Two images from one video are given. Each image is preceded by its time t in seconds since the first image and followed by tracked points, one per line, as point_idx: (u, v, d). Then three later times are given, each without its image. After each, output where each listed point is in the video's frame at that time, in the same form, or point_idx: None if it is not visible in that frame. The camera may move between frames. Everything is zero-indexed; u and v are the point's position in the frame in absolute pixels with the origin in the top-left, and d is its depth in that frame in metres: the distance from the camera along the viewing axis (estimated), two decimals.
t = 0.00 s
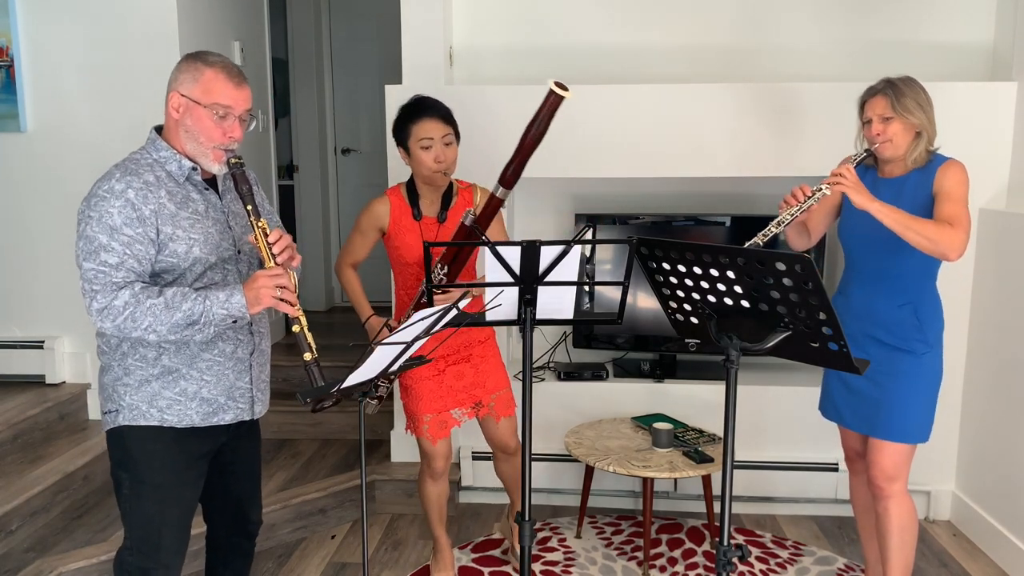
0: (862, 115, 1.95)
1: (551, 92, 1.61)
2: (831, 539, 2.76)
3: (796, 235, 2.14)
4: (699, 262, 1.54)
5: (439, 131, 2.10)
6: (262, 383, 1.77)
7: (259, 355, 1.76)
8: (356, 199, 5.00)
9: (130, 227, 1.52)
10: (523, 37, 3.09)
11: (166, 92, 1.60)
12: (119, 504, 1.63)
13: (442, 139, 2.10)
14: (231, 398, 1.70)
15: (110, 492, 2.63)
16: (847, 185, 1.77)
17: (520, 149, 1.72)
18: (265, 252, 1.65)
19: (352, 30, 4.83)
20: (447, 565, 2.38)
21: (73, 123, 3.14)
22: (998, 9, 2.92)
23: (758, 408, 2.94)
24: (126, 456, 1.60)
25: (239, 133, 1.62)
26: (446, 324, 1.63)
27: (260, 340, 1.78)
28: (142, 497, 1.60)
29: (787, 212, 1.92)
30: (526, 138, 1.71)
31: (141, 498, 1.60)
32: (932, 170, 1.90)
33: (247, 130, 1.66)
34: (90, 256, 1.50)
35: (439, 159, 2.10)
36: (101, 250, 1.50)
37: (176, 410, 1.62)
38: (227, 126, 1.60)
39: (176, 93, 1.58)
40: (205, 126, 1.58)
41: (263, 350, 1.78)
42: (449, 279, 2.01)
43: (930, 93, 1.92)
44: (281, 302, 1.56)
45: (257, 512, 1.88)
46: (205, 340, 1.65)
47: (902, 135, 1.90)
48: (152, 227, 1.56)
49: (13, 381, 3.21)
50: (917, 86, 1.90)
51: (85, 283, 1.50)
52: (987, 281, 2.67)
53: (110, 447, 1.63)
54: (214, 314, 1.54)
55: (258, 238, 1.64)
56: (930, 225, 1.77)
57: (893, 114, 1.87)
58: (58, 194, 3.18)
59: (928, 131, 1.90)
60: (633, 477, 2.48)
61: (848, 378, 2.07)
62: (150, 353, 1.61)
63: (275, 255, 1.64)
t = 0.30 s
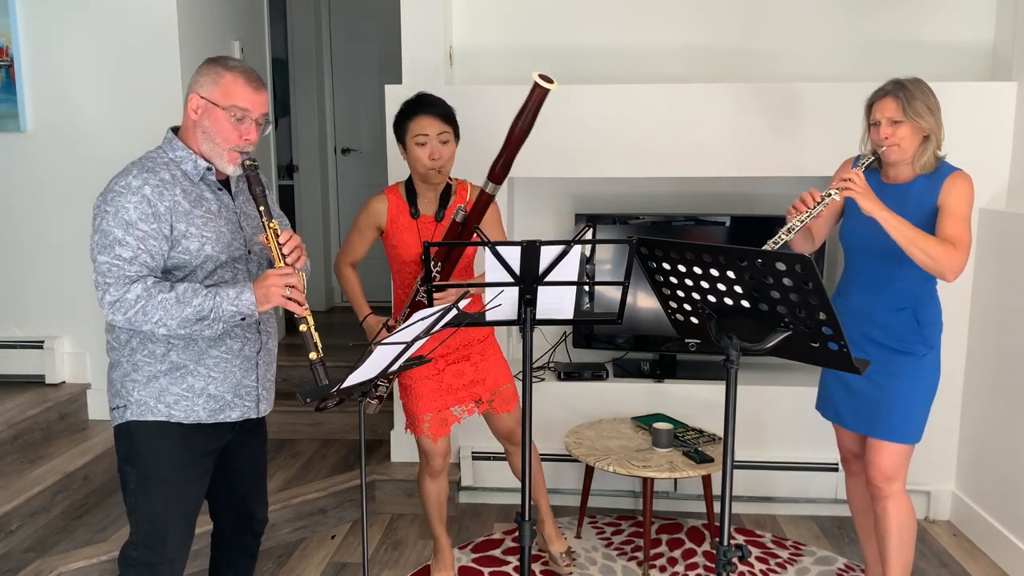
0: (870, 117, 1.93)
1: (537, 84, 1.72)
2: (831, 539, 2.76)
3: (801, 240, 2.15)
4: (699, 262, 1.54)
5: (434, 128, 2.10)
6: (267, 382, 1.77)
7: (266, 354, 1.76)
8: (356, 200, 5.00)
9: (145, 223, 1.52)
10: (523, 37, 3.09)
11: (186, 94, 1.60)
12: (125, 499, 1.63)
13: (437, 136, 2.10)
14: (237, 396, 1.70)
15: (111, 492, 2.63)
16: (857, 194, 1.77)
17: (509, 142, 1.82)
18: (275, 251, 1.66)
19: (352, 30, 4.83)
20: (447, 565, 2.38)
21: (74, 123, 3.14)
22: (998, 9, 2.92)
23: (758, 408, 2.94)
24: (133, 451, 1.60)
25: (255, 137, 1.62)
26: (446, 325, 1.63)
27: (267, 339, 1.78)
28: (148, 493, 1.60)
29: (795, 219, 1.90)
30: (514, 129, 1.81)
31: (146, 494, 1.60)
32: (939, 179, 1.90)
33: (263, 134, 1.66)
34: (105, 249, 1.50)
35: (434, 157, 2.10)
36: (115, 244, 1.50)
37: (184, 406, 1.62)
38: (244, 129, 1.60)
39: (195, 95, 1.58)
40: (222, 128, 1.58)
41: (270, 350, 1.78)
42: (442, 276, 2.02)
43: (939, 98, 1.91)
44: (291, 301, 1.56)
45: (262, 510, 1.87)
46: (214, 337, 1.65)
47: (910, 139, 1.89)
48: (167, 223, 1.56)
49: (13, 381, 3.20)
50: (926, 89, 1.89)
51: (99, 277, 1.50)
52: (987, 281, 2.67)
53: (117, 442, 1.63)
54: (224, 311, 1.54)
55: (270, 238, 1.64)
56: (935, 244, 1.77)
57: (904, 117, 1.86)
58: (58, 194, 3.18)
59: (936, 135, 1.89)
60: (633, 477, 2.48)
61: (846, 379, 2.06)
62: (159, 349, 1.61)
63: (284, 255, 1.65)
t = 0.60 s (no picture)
0: (871, 126, 1.92)
1: (576, 110, 1.74)
2: (831, 539, 2.76)
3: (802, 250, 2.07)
4: (699, 262, 1.54)
5: (456, 141, 2.12)
6: (263, 388, 1.77)
7: (262, 360, 1.77)
8: (356, 199, 5.00)
9: (140, 230, 1.52)
10: (523, 37, 3.09)
11: (187, 101, 1.60)
12: (125, 506, 1.62)
13: (457, 149, 2.12)
14: (233, 403, 1.70)
15: (111, 492, 2.63)
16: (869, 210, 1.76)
17: (540, 163, 1.84)
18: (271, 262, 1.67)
19: (352, 30, 4.83)
20: (447, 565, 2.38)
21: (74, 123, 3.14)
22: (998, 8, 2.92)
23: (758, 408, 2.94)
24: (131, 459, 1.60)
25: (254, 146, 1.62)
26: (446, 325, 1.63)
27: (263, 346, 1.78)
28: (148, 498, 1.60)
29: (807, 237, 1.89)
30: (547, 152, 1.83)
31: (145, 500, 1.60)
32: (944, 188, 1.89)
33: (263, 144, 1.66)
34: (99, 256, 1.50)
35: (454, 168, 2.12)
36: (109, 251, 1.50)
37: (179, 413, 1.62)
38: (243, 139, 1.60)
39: (196, 103, 1.58)
40: (221, 137, 1.58)
41: (266, 356, 1.78)
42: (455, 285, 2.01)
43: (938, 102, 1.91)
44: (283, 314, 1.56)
45: (270, 514, 1.87)
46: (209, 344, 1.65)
47: (912, 147, 1.89)
48: (162, 231, 1.56)
49: (13, 380, 3.21)
50: (925, 94, 1.89)
51: (92, 283, 1.50)
52: (987, 281, 2.67)
53: (115, 449, 1.63)
54: (216, 321, 1.54)
55: (266, 248, 1.65)
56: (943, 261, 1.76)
57: (906, 125, 1.86)
58: (57, 193, 3.18)
59: (939, 141, 1.89)
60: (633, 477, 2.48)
61: (844, 382, 2.06)
62: (154, 355, 1.61)
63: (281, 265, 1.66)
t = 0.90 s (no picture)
0: (864, 127, 1.92)
1: (580, 92, 1.75)
2: (831, 539, 2.77)
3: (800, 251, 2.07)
4: (699, 262, 1.54)
5: (456, 130, 2.12)
6: (253, 390, 1.77)
7: (251, 362, 1.77)
8: (356, 199, 5.00)
9: (121, 230, 1.52)
10: (523, 38, 3.09)
11: (168, 97, 1.60)
12: (114, 512, 1.62)
13: (458, 138, 2.12)
14: (222, 406, 1.70)
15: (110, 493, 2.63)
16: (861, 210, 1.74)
17: (546, 146, 1.85)
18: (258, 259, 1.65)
19: (352, 31, 4.83)
20: (447, 565, 2.38)
21: (73, 123, 3.14)
22: (998, 8, 2.92)
23: (758, 408, 2.94)
24: (119, 464, 1.60)
25: (239, 140, 1.62)
26: (446, 325, 1.63)
27: (252, 347, 1.79)
28: (140, 502, 1.60)
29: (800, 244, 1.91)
30: (553, 134, 1.85)
31: (137, 504, 1.60)
32: (943, 186, 1.89)
33: (247, 137, 1.66)
34: (80, 258, 1.50)
35: (455, 157, 2.11)
36: (91, 252, 1.49)
37: (167, 417, 1.62)
38: (227, 133, 1.60)
39: (177, 98, 1.58)
40: (204, 132, 1.58)
41: (256, 358, 1.79)
42: (460, 275, 2.05)
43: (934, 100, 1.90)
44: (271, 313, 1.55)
45: (257, 516, 1.87)
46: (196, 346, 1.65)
47: (907, 148, 1.88)
48: (144, 231, 1.56)
49: (13, 380, 3.21)
50: (920, 94, 1.88)
51: (74, 286, 1.50)
52: (987, 281, 2.67)
53: (103, 455, 1.63)
54: (202, 322, 1.53)
55: (252, 245, 1.63)
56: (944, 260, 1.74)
57: (898, 125, 1.85)
58: (57, 194, 3.18)
59: (935, 140, 1.88)
60: (633, 477, 2.48)
61: (845, 386, 2.06)
62: (140, 358, 1.61)
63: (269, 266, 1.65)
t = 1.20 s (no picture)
0: (851, 124, 1.90)
1: (608, 126, 1.62)
2: (831, 539, 2.77)
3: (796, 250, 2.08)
4: (699, 262, 1.54)
5: (475, 141, 2.10)
6: (241, 393, 1.78)
7: (238, 365, 1.77)
8: (356, 199, 5.00)
9: (105, 236, 1.51)
10: (523, 37, 3.09)
11: (145, 96, 1.59)
12: (102, 519, 1.62)
13: (475, 150, 2.10)
14: (210, 411, 1.70)
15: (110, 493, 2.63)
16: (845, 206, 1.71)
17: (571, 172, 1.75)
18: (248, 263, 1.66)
19: (352, 31, 4.83)
20: (447, 565, 2.38)
21: (73, 123, 3.14)
22: (998, 8, 2.92)
23: (757, 409, 2.94)
24: (107, 472, 1.59)
25: (221, 138, 1.62)
26: (447, 325, 1.63)
27: (238, 350, 1.79)
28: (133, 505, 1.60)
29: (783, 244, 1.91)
30: (579, 162, 1.73)
31: (130, 507, 1.60)
32: (934, 178, 1.85)
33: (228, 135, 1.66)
34: (64, 265, 1.48)
35: (472, 169, 2.10)
36: (75, 259, 1.48)
37: (155, 424, 1.62)
38: (209, 131, 1.60)
39: (156, 98, 1.57)
40: (185, 131, 1.57)
41: (242, 360, 1.79)
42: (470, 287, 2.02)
43: (921, 90, 1.85)
44: (263, 316, 1.57)
45: (242, 517, 1.88)
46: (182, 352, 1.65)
47: (894, 143, 1.85)
48: (128, 235, 1.55)
49: (13, 380, 3.21)
50: (906, 87, 1.83)
51: (59, 294, 1.49)
52: (987, 281, 2.67)
53: (90, 464, 1.62)
54: (193, 327, 1.54)
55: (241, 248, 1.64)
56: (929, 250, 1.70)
57: (882, 121, 1.82)
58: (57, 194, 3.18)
59: (923, 134, 1.84)
60: (632, 477, 2.48)
61: (849, 389, 2.06)
62: (125, 365, 1.60)
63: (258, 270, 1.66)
